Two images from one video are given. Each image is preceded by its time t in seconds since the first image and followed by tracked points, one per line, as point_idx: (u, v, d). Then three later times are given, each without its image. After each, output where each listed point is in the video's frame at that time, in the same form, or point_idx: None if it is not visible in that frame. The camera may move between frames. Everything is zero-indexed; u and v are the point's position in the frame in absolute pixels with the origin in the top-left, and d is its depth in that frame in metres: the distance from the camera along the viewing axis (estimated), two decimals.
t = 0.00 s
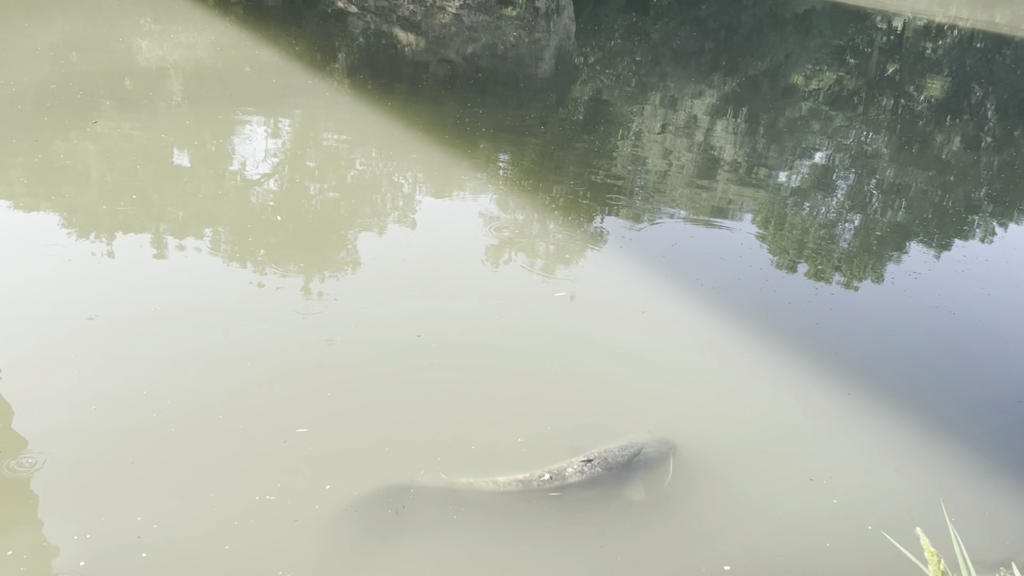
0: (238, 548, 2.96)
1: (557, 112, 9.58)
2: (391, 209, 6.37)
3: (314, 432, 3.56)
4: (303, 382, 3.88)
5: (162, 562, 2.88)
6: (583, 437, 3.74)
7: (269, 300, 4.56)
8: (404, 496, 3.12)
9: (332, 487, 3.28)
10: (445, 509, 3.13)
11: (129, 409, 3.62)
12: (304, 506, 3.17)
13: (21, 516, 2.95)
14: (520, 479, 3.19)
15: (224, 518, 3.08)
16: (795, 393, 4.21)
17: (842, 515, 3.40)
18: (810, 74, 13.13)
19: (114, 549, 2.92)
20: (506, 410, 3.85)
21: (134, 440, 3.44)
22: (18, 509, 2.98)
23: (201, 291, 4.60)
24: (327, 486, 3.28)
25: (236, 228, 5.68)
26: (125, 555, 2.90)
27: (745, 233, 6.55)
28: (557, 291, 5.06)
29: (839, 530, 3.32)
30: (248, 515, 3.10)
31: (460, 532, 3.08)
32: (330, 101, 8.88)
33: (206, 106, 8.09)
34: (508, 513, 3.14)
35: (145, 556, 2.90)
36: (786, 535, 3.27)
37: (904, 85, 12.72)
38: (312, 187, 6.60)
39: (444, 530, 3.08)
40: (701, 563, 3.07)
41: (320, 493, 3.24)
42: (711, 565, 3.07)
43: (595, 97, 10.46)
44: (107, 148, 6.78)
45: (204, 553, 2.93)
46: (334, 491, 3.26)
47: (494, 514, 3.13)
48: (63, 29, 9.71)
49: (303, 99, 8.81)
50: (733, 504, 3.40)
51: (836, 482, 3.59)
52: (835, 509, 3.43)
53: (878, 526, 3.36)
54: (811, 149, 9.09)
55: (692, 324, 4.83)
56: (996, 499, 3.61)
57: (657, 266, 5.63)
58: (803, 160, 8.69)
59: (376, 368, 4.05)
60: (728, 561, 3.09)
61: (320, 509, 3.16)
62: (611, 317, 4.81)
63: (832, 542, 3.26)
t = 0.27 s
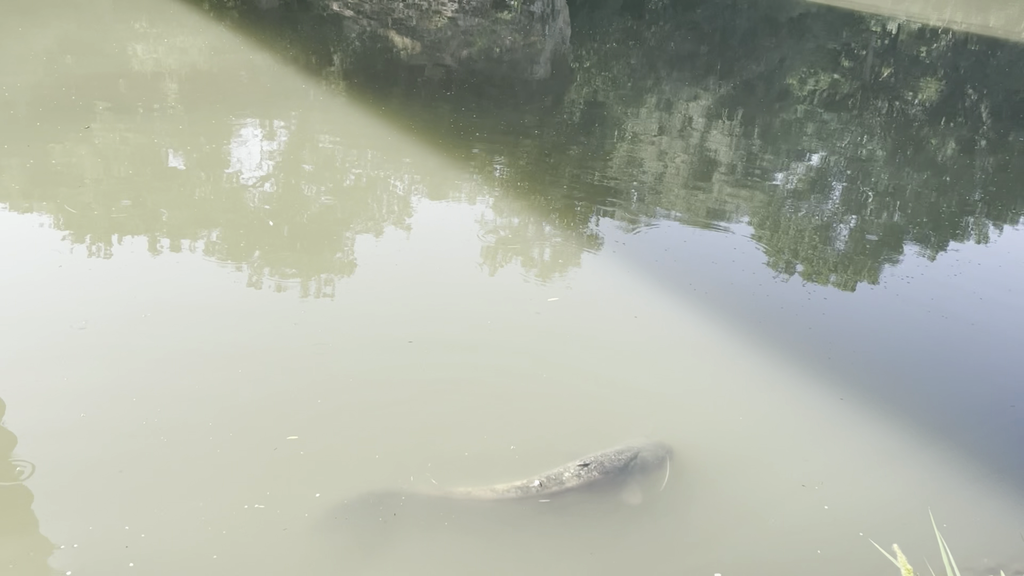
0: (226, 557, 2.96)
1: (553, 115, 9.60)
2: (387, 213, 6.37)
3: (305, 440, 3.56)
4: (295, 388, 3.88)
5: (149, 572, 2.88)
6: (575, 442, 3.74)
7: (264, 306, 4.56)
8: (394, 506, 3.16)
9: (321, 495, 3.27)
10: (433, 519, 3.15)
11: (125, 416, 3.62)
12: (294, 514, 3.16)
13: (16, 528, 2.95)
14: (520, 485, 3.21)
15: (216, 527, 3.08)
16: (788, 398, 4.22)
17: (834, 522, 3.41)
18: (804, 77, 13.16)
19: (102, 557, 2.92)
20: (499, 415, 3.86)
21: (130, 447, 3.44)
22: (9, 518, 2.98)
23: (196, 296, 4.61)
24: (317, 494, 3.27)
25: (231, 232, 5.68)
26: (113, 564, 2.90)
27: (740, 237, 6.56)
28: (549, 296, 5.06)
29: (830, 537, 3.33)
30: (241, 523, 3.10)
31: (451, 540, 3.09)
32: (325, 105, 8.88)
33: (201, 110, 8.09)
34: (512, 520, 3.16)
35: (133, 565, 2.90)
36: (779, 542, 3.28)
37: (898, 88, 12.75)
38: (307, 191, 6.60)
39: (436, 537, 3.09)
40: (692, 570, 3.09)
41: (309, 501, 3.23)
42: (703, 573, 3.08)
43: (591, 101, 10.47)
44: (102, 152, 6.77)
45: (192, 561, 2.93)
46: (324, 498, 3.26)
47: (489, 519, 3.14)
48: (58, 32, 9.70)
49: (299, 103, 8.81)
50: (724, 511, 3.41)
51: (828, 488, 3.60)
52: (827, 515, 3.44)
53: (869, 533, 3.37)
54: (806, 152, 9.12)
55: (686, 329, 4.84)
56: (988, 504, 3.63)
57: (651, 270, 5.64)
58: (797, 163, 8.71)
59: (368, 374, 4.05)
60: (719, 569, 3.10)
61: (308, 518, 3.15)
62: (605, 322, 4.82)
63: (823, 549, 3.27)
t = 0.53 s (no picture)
0: (211, 567, 2.99)
1: (548, 119, 9.61)
2: (383, 216, 6.38)
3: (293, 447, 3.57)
4: (289, 395, 3.89)
5: None
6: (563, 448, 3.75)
7: (258, 310, 4.58)
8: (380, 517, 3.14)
9: (308, 504, 3.29)
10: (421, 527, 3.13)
11: (121, 426, 3.63)
12: (280, 524, 3.19)
13: (16, 549, 2.97)
14: (518, 493, 3.21)
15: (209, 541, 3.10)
16: (781, 405, 4.24)
17: (825, 530, 3.43)
18: (799, 80, 13.19)
19: (87, 567, 2.96)
20: (492, 422, 3.87)
21: (126, 458, 3.46)
22: None
23: (191, 302, 4.61)
24: (304, 503, 3.29)
25: (227, 235, 5.69)
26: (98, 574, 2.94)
27: (735, 240, 6.59)
28: (540, 300, 5.07)
29: (820, 545, 3.35)
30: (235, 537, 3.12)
31: (439, 547, 3.10)
32: (321, 108, 8.90)
33: (197, 113, 8.10)
34: (511, 528, 3.16)
35: None
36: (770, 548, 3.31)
37: (893, 91, 12.79)
38: (303, 194, 6.62)
39: (423, 545, 3.11)
40: None
41: (296, 510, 3.25)
42: None
43: (586, 104, 10.50)
44: (97, 155, 6.79)
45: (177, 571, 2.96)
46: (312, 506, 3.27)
47: (481, 530, 3.14)
48: (54, 36, 9.72)
49: (295, 107, 8.82)
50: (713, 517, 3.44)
51: (819, 496, 3.62)
52: (817, 524, 3.46)
53: (858, 540, 3.39)
54: (801, 155, 9.15)
55: (680, 334, 4.86)
56: (979, 510, 3.65)
57: (645, 274, 5.66)
58: (792, 166, 8.73)
59: (360, 380, 4.06)
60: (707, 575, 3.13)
61: (293, 527, 3.17)
62: (599, 326, 4.83)
63: (812, 556, 3.29)
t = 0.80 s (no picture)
0: None
1: (544, 121, 9.61)
2: (379, 217, 6.37)
3: (277, 454, 3.56)
4: (283, 400, 3.88)
5: None
6: (561, 453, 3.75)
7: (252, 313, 4.55)
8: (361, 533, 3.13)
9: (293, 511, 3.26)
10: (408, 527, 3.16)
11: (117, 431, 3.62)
12: (263, 532, 3.17)
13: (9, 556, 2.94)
14: (512, 497, 3.22)
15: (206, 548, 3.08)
16: (777, 409, 4.24)
17: (820, 535, 3.42)
18: (794, 82, 13.20)
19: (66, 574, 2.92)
20: (486, 427, 3.86)
21: (122, 463, 3.44)
22: None
23: (187, 304, 4.59)
24: (289, 510, 3.27)
25: (222, 237, 5.67)
26: None
27: (731, 241, 6.59)
28: (530, 302, 5.05)
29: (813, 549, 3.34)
30: (231, 543, 3.10)
31: (424, 558, 3.08)
32: (316, 110, 8.87)
33: (192, 115, 8.08)
34: (506, 532, 3.15)
35: None
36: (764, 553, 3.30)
37: (888, 93, 12.81)
38: (298, 196, 6.60)
39: (409, 551, 3.10)
40: None
41: (280, 518, 3.23)
42: None
43: (582, 106, 10.49)
44: (91, 157, 6.76)
45: None
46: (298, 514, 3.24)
47: (472, 535, 3.13)
48: (48, 38, 9.68)
49: (290, 108, 8.80)
50: (708, 520, 3.43)
51: (813, 500, 3.62)
52: (811, 528, 3.45)
53: (851, 545, 3.38)
54: (796, 157, 9.15)
55: (675, 336, 4.86)
56: (975, 514, 3.64)
57: (639, 277, 5.66)
58: (788, 167, 8.74)
59: (355, 384, 4.05)
60: None
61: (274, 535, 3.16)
62: (595, 329, 4.82)
63: (805, 561, 3.28)
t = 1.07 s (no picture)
0: None
1: (539, 121, 9.61)
2: (374, 218, 6.37)
3: (256, 460, 3.56)
4: (276, 403, 3.89)
5: None
6: (554, 456, 3.75)
7: (246, 314, 4.55)
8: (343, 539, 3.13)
9: (271, 518, 3.26)
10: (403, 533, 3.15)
11: (111, 435, 3.62)
12: (240, 540, 3.16)
13: None
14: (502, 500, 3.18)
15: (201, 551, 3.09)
16: (768, 413, 4.24)
17: (810, 542, 3.43)
18: (789, 83, 13.23)
19: None
20: (478, 431, 3.87)
21: (114, 468, 3.44)
22: None
23: (181, 306, 4.59)
24: (268, 517, 3.27)
25: (217, 238, 5.67)
26: None
27: (726, 241, 6.61)
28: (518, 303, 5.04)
29: (802, 557, 3.34)
30: (223, 550, 3.11)
31: (407, 562, 3.09)
32: (311, 110, 8.87)
33: (186, 116, 8.07)
34: (499, 535, 3.13)
35: None
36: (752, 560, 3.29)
37: (882, 93, 12.85)
38: (292, 196, 6.60)
39: (386, 554, 3.10)
40: None
41: (257, 525, 3.23)
42: None
43: (577, 107, 10.49)
44: (85, 157, 6.74)
45: None
46: (274, 522, 3.25)
47: (466, 543, 3.11)
48: (41, 38, 9.66)
49: (285, 108, 8.79)
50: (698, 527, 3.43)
51: (803, 506, 3.62)
52: (800, 536, 3.45)
53: (841, 552, 3.39)
54: (791, 157, 9.17)
55: (668, 340, 4.86)
56: (966, 518, 3.65)
57: (631, 278, 5.66)
58: (783, 168, 8.76)
59: (347, 387, 4.05)
60: None
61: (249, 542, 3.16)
62: (587, 331, 4.83)
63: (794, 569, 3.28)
